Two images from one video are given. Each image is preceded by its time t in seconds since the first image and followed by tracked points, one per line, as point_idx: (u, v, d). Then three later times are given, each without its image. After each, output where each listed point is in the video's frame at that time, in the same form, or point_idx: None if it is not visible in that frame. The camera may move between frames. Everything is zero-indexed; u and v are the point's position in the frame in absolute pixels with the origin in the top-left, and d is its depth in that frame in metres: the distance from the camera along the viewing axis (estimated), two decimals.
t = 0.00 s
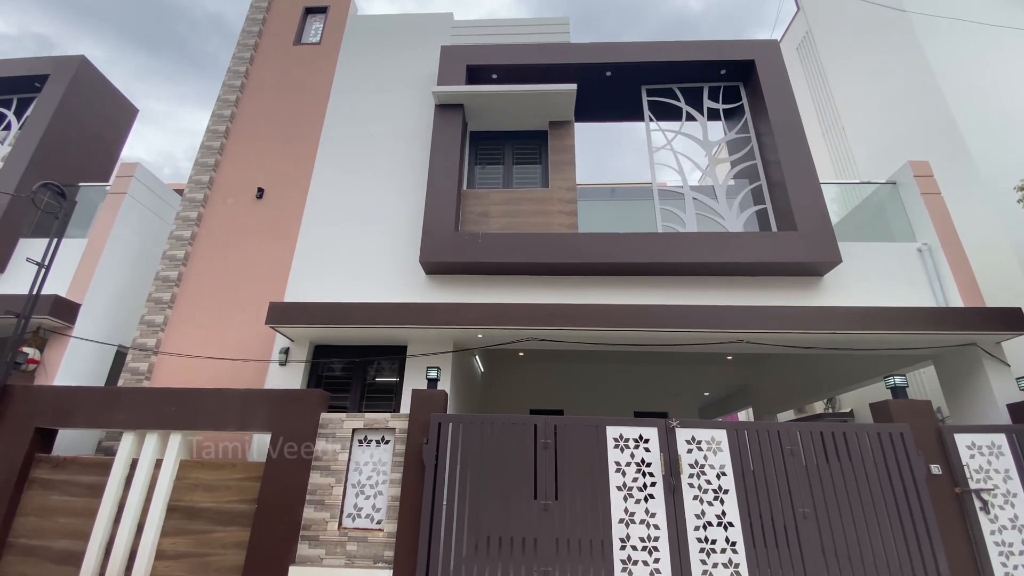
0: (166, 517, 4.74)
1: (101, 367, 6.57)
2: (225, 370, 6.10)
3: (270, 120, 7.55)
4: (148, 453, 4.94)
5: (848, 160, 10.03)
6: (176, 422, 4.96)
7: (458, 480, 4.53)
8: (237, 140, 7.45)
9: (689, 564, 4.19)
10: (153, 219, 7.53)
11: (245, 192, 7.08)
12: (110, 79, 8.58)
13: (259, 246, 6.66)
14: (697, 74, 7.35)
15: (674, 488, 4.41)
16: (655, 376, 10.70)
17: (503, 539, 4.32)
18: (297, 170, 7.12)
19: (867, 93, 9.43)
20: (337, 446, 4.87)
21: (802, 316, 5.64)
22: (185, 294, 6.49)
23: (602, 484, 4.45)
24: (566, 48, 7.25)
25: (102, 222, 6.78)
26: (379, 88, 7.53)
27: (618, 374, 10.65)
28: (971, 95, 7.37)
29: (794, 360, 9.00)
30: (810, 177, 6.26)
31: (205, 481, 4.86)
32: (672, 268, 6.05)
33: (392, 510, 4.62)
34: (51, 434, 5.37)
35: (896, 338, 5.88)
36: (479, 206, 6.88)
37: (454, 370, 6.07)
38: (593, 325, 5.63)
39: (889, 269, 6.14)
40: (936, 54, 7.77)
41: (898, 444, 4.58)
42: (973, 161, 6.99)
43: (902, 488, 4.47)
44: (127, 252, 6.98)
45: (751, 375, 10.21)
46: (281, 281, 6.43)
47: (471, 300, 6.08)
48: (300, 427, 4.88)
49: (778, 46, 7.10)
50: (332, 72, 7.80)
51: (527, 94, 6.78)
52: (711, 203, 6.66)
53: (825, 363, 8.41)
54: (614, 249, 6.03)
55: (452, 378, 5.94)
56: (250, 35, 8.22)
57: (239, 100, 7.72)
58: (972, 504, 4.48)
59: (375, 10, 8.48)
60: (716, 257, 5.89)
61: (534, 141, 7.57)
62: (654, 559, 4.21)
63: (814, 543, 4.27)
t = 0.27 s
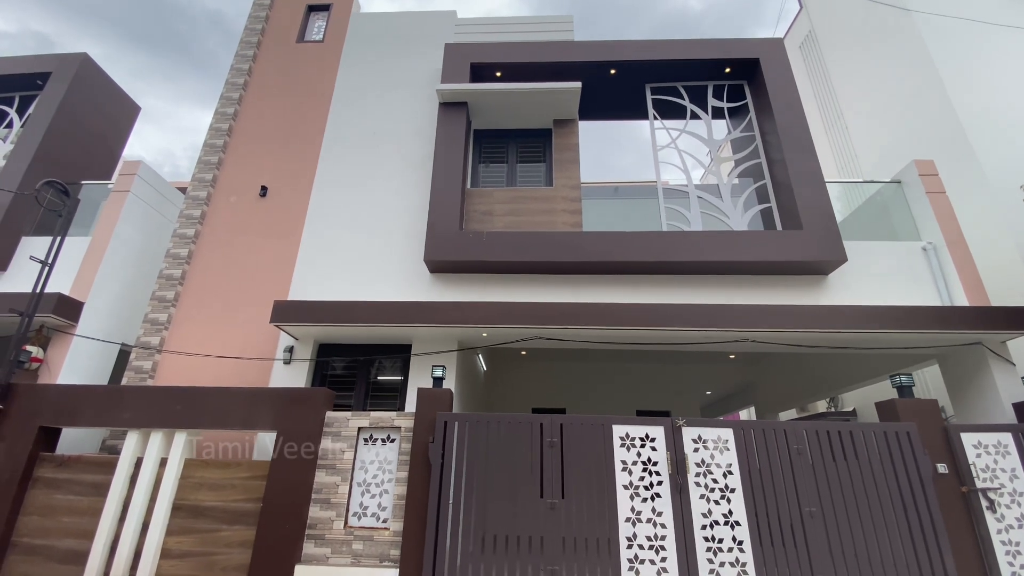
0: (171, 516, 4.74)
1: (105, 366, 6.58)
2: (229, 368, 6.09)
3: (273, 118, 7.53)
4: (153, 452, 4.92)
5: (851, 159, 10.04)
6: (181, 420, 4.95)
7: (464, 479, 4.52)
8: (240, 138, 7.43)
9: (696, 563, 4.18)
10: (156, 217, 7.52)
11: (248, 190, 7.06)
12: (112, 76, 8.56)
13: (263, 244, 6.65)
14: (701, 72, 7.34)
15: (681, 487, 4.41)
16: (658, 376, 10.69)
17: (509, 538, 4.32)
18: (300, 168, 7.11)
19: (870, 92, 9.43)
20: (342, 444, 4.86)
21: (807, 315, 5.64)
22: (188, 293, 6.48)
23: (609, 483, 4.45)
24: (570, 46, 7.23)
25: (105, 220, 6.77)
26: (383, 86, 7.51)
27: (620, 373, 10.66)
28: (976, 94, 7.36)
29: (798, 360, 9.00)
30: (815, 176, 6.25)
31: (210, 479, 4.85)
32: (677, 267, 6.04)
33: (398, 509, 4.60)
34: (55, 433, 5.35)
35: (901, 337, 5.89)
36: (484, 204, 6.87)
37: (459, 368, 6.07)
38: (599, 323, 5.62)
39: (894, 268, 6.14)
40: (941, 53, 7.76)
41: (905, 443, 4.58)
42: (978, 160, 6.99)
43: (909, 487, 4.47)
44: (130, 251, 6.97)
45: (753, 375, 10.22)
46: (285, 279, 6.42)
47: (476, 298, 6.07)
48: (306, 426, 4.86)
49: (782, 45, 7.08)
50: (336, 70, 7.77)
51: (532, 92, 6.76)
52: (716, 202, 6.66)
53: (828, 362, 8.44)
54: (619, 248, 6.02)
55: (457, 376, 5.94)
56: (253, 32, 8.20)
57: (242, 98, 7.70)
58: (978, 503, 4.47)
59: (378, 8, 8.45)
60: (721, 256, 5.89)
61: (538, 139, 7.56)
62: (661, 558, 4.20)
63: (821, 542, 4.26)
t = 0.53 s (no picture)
0: (175, 514, 4.73)
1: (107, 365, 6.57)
2: (232, 366, 6.08)
3: (275, 116, 7.51)
4: (157, 451, 4.91)
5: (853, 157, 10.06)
6: (185, 419, 4.94)
7: (469, 477, 4.52)
8: (242, 136, 7.41)
9: (702, 561, 4.19)
10: (157, 216, 7.50)
11: (250, 189, 7.04)
12: (111, 74, 8.53)
13: (265, 242, 6.64)
14: (704, 70, 7.33)
15: (686, 485, 4.42)
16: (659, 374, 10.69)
17: (515, 536, 4.32)
18: (302, 166, 7.09)
19: (872, 91, 9.44)
20: (347, 443, 4.86)
21: (811, 313, 5.64)
22: (191, 291, 6.46)
23: (613, 480, 4.45)
24: (573, 44, 7.21)
25: (107, 219, 6.74)
26: (385, 84, 7.49)
27: (622, 372, 10.67)
28: (978, 92, 7.37)
29: (800, 358, 9.01)
30: (818, 174, 6.25)
31: (214, 478, 4.84)
32: (681, 265, 6.04)
33: (403, 507, 4.60)
34: (58, 433, 5.34)
35: (904, 335, 5.91)
36: (486, 202, 6.86)
37: (462, 367, 6.07)
38: (603, 322, 5.62)
39: (897, 266, 6.14)
40: (942, 51, 7.76)
41: (909, 441, 4.58)
42: (981, 158, 6.99)
43: (913, 484, 4.48)
44: (131, 249, 6.96)
45: (755, 373, 10.22)
46: (288, 278, 6.41)
47: (480, 297, 6.07)
48: (310, 424, 4.84)
49: (785, 43, 7.08)
50: (338, 68, 7.75)
51: (535, 90, 6.75)
52: (719, 200, 6.66)
53: (831, 362, 8.43)
54: (623, 246, 6.01)
55: (461, 374, 5.94)
56: (254, 30, 8.18)
57: (243, 95, 7.67)
58: (982, 501, 4.48)
59: (380, 5, 8.43)
60: (724, 254, 5.89)
61: (541, 137, 7.55)
62: (666, 555, 4.21)
63: (826, 539, 4.27)
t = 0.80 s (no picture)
0: (181, 513, 4.73)
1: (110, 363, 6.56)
2: (236, 365, 6.08)
3: (277, 114, 7.49)
4: (162, 450, 4.90)
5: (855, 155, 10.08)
6: (190, 418, 4.93)
7: (476, 475, 4.52)
8: (244, 134, 7.39)
9: (709, 558, 4.20)
10: (159, 214, 7.47)
11: (253, 187, 7.02)
12: (112, 71, 8.48)
13: (269, 241, 6.62)
14: (707, 68, 7.32)
15: (692, 483, 4.43)
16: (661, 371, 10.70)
17: (522, 534, 4.32)
18: (305, 164, 7.07)
19: (874, 88, 9.46)
20: (353, 441, 4.86)
21: (815, 311, 5.65)
22: (194, 290, 6.45)
23: (620, 478, 4.46)
24: (576, 41, 7.20)
25: (109, 217, 6.71)
26: (388, 81, 7.47)
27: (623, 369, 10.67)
28: (981, 90, 7.37)
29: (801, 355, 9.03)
30: (822, 172, 6.26)
31: (220, 476, 4.84)
32: (685, 263, 6.04)
33: (409, 505, 4.60)
34: (62, 432, 5.32)
35: (908, 333, 5.93)
36: (490, 200, 6.85)
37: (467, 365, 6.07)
38: (608, 320, 5.63)
39: (901, 263, 6.15)
40: (945, 49, 7.77)
41: (914, 438, 4.60)
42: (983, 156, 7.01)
43: (918, 481, 4.50)
44: (133, 248, 6.93)
45: (756, 370, 10.24)
46: (291, 277, 6.40)
47: (484, 295, 6.07)
48: (315, 423, 4.84)
49: (788, 41, 7.08)
50: (340, 65, 7.72)
51: (538, 88, 6.74)
52: (723, 198, 6.66)
53: (833, 358, 8.44)
54: (627, 244, 6.01)
55: (465, 373, 5.94)
56: (255, 27, 8.14)
57: (245, 93, 7.64)
58: (987, 497, 4.50)
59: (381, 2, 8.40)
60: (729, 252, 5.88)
61: (544, 135, 7.54)
62: (673, 553, 4.23)
63: (832, 536, 4.29)
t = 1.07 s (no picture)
0: (189, 512, 4.72)
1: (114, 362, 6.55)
2: (241, 364, 6.07)
3: (281, 112, 7.47)
4: (170, 449, 4.90)
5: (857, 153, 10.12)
6: (197, 417, 4.92)
7: (485, 473, 4.53)
8: (247, 133, 7.36)
9: (717, 555, 4.22)
10: (162, 212, 7.45)
11: (257, 185, 7.00)
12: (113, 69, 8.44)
13: (273, 239, 6.61)
14: (711, 67, 7.33)
15: (700, 481, 4.45)
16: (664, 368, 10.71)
17: (531, 532, 4.33)
18: (309, 163, 7.06)
19: (876, 87, 9.49)
20: (361, 440, 4.86)
21: (820, 309, 5.68)
22: (198, 288, 6.43)
23: (628, 476, 4.47)
24: (580, 40, 7.19)
25: (112, 216, 6.68)
26: (392, 79, 7.45)
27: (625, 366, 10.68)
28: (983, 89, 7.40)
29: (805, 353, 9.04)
30: (827, 171, 6.28)
31: (228, 475, 4.83)
32: (691, 262, 6.06)
33: (418, 504, 4.61)
34: (68, 431, 5.31)
35: (912, 331, 5.97)
36: (495, 199, 6.85)
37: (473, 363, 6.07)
38: (615, 318, 5.64)
39: (905, 262, 6.18)
40: (947, 48, 7.80)
41: (920, 436, 4.63)
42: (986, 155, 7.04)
43: (924, 477, 4.53)
44: (137, 246, 6.91)
45: (759, 367, 10.25)
46: (296, 275, 6.39)
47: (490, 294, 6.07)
48: (323, 422, 4.84)
49: (792, 40, 7.10)
50: (343, 63, 7.70)
51: (543, 86, 6.74)
52: (727, 197, 6.68)
53: (837, 355, 8.46)
54: (633, 242, 6.02)
55: (472, 371, 5.94)
56: (257, 25, 8.11)
57: (248, 91, 7.62)
58: (992, 494, 4.54)
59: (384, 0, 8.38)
60: (735, 250, 5.89)
61: (548, 134, 7.54)
62: (681, 550, 4.24)
63: (839, 533, 4.31)
